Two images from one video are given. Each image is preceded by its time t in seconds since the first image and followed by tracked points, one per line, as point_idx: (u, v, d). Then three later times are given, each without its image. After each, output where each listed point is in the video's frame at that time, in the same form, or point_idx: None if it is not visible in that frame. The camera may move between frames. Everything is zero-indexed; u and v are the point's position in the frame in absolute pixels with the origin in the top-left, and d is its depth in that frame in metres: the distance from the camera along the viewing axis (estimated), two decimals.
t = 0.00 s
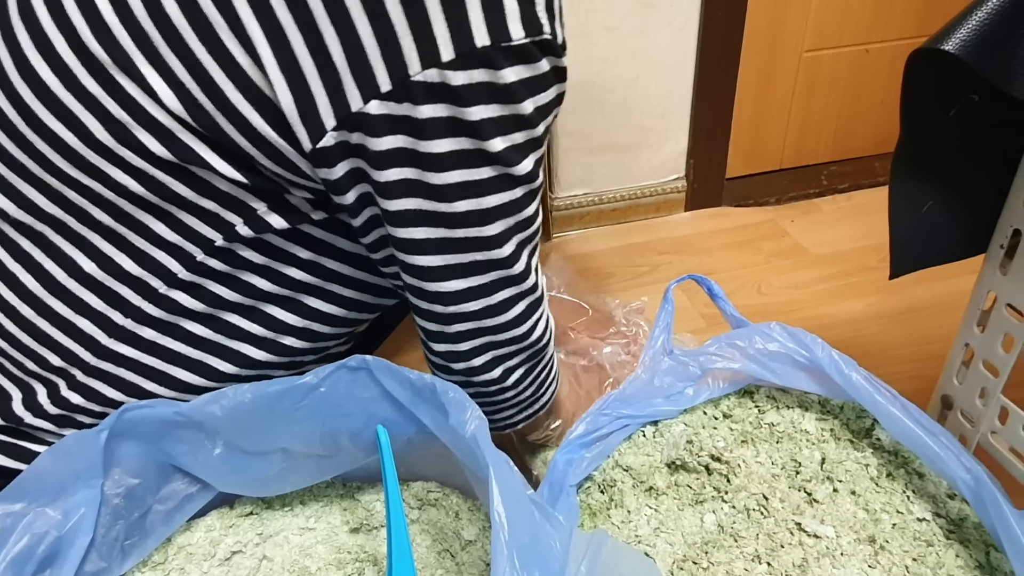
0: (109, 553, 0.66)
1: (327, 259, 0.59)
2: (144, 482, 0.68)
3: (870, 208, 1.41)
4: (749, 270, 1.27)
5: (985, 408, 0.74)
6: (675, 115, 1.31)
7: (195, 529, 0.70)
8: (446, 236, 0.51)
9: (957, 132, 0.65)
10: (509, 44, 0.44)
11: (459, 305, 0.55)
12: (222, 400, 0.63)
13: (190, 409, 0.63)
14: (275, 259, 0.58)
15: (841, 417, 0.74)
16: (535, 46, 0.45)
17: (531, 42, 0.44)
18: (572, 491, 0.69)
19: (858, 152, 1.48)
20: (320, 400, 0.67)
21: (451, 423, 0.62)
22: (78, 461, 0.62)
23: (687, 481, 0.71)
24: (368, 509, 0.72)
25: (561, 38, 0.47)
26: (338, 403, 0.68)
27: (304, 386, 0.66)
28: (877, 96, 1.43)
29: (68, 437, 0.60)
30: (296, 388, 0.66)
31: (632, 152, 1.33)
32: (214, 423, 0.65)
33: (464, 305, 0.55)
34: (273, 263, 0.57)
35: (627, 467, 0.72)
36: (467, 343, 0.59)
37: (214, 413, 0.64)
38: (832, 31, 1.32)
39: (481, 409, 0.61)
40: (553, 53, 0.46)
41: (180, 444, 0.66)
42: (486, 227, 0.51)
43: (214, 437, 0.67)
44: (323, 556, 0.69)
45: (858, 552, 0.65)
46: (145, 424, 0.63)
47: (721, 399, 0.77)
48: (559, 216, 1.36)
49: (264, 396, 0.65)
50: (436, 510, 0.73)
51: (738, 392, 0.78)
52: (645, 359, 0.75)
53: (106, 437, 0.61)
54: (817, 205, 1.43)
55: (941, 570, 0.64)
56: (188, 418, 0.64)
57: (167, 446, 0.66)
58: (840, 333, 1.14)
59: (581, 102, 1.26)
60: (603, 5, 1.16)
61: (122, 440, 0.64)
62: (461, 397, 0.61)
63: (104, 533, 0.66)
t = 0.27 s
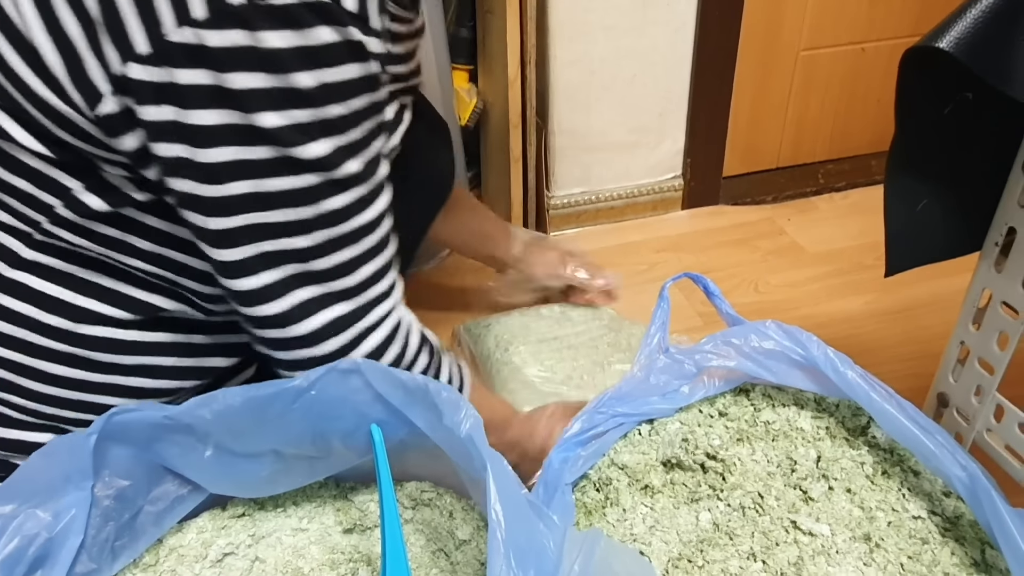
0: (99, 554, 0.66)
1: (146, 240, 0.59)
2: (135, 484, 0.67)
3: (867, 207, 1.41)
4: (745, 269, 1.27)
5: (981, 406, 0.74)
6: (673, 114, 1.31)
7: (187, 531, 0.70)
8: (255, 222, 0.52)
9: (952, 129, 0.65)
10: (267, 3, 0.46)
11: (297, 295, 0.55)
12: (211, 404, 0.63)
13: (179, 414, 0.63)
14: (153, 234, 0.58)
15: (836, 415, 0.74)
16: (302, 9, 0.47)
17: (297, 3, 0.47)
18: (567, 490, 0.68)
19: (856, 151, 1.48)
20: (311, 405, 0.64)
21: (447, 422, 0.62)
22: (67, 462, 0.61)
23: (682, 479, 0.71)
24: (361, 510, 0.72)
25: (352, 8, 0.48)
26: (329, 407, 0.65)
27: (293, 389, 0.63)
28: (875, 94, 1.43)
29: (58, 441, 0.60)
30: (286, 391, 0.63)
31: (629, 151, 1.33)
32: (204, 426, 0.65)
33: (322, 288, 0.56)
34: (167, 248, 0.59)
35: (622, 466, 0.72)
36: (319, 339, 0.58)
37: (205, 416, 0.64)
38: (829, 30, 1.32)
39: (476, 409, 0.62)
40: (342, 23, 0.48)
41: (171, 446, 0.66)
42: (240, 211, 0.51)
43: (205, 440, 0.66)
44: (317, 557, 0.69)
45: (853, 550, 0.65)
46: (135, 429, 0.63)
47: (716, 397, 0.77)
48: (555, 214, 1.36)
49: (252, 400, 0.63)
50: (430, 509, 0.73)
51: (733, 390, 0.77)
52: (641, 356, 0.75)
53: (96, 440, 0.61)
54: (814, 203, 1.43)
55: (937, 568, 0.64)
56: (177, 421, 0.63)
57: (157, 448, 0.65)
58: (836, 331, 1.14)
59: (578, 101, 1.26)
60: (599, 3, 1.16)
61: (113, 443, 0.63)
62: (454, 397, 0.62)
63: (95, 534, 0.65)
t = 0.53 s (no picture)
0: (100, 552, 0.66)
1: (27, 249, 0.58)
2: (135, 483, 0.67)
3: (865, 205, 1.41)
4: (743, 267, 1.28)
5: (976, 402, 0.74)
6: (671, 112, 1.31)
7: (185, 529, 0.70)
8: (76, 221, 0.52)
9: (948, 127, 0.65)
10: None
11: (151, 294, 0.55)
12: (210, 398, 0.63)
13: (179, 410, 0.63)
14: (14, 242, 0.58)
15: (833, 411, 0.75)
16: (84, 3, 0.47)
17: None
18: (566, 485, 0.68)
19: (855, 150, 1.48)
20: (309, 400, 0.64)
21: (436, 421, 0.62)
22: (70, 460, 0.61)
23: (680, 475, 0.72)
24: (360, 508, 0.72)
25: None
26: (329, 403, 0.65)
27: (293, 382, 0.63)
28: (873, 93, 1.43)
29: (60, 436, 0.60)
30: (284, 385, 0.63)
31: (628, 149, 1.33)
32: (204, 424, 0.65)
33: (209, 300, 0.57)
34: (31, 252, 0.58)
35: (620, 462, 0.72)
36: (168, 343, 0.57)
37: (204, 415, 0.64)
38: (827, 28, 1.33)
39: (465, 407, 0.61)
40: (127, 10, 0.49)
41: (169, 445, 0.66)
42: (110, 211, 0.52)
43: (204, 439, 0.66)
44: (315, 554, 0.69)
45: (849, 545, 0.66)
46: (136, 423, 0.63)
47: (714, 394, 0.77)
48: (554, 213, 1.36)
49: (252, 392, 0.62)
50: (428, 506, 0.74)
51: (731, 387, 0.78)
52: (640, 354, 0.75)
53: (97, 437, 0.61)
54: (812, 202, 1.44)
55: (933, 563, 0.64)
56: (177, 419, 0.64)
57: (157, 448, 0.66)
58: (834, 329, 1.15)
59: (576, 99, 1.26)
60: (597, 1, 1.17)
61: (114, 439, 0.64)
62: (447, 397, 0.62)
63: (96, 532, 0.65)
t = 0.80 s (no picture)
0: (105, 548, 0.66)
1: None
2: (139, 480, 0.66)
3: (864, 206, 1.42)
4: (742, 267, 1.29)
5: (972, 400, 0.75)
6: (670, 113, 1.32)
7: (188, 526, 0.70)
8: None
9: (944, 128, 0.66)
10: None
11: None
12: (215, 396, 0.62)
13: (184, 408, 0.62)
14: None
15: (831, 409, 0.76)
16: None
17: None
18: (567, 482, 0.69)
19: (853, 150, 1.49)
20: (313, 396, 0.64)
21: (444, 416, 0.62)
22: (72, 457, 0.60)
23: (679, 472, 0.72)
24: (362, 504, 0.73)
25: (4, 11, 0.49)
26: (332, 399, 0.65)
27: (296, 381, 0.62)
28: (871, 94, 1.44)
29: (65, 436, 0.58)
30: (287, 383, 0.62)
31: (627, 149, 1.34)
32: (209, 421, 0.63)
33: None
34: None
35: (620, 459, 0.73)
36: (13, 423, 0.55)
37: (207, 411, 0.62)
38: (825, 30, 1.34)
39: (474, 402, 0.61)
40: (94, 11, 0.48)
41: (174, 441, 0.64)
42: None
43: (209, 434, 0.65)
44: (317, 550, 0.70)
45: (847, 541, 0.67)
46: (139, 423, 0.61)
47: (713, 392, 0.78)
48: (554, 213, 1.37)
49: (257, 393, 0.62)
50: (430, 503, 0.74)
51: (730, 385, 0.79)
52: (640, 352, 0.76)
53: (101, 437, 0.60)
54: (811, 202, 1.45)
55: (929, 559, 0.65)
56: (181, 416, 0.62)
57: (161, 445, 0.64)
58: (832, 328, 1.16)
59: (575, 100, 1.27)
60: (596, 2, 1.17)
61: (116, 438, 0.62)
62: (453, 390, 0.61)
63: (101, 528, 0.65)
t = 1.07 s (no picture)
0: (111, 546, 0.66)
1: None
2: (146, 478, 0.67)
3: (864, 206, 1.43)
4: (743, 267, 1.29)
5: (972, 400, 0.76)
6: (671, 114, 1.33)
7: (195, 524, 0.70)
8: None
9: (945, 129, 0.67)
10: None
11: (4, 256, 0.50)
12: (222, 392, 0.62)
13: (191, 403, 0.62)
14: None
15: (833, 409, 0.76)
16: None
17: None
18: (570, 481, 0.70)
19: (853, 151, 1.50)
20: (318, 395, 0.65)
21: (448, 415, 0.61)
22: (80, 455, 0.61)
23: (682, 471, 0.73)
24: (367, 503, 0.73)
25: None
26: (336, 397, 0.65)
27: (303, 377, 0.63)
28: (871, 95, 1.45)
29: (74, 432, 0.59)
30: (296, 378, 0.63)
31: (628, 149, 1.35)
32: (216, 417, 0.64)
33: None
34: None
35: (623, 458, 0.73)
36: None
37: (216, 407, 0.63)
38: (825, 31, 1.34)
39: (477, 400, 0.60)
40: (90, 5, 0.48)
41: (181, 438, 0.65)
42: None
43: (216, 432, 0.65)
44: (323, 549, 0.70)
45: (848, 540, 0.67)
46: (145, 419, 0.62)
47: (715, 391, 0.78)
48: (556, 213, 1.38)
49: (263, 388, 0.63)
50: (434, 502, 0.75)
51: (732, 385, 0.79)
52: (641, 352, 0.76)
53: (110, 432, 0.61)
54: (811, 203, 1.45)
55: (930, 557, 0.66)
56: (189, 412, 0.63)
57: (168, 442, 0.65)
58: (833, 329, 1.16)
59: (577, 101, 1.28)
60: (598, 4, 1.18)
61: (125, 435, 0.63)
62: (456, 389, 0.61)
63: (107, 526, 0.65)
